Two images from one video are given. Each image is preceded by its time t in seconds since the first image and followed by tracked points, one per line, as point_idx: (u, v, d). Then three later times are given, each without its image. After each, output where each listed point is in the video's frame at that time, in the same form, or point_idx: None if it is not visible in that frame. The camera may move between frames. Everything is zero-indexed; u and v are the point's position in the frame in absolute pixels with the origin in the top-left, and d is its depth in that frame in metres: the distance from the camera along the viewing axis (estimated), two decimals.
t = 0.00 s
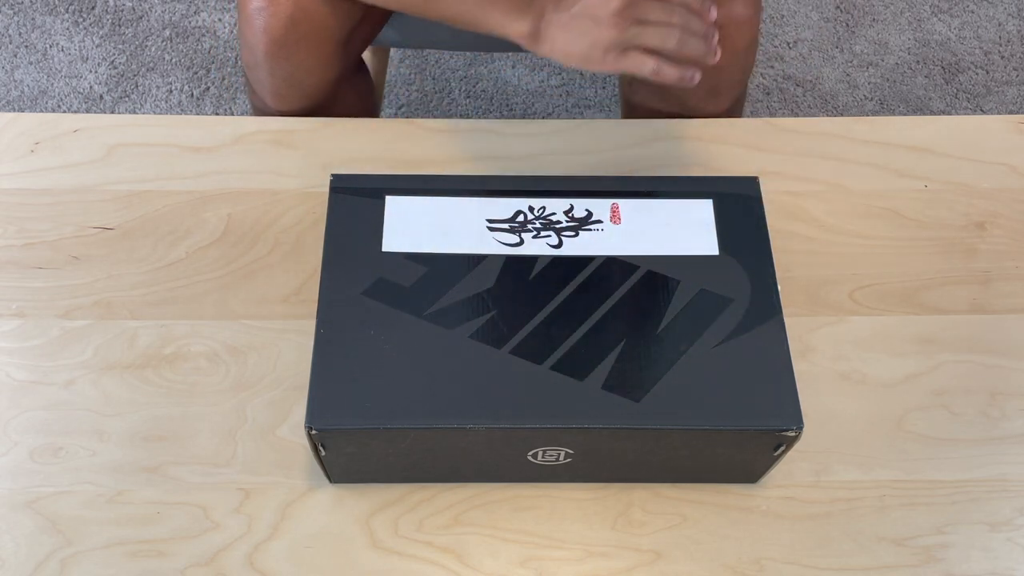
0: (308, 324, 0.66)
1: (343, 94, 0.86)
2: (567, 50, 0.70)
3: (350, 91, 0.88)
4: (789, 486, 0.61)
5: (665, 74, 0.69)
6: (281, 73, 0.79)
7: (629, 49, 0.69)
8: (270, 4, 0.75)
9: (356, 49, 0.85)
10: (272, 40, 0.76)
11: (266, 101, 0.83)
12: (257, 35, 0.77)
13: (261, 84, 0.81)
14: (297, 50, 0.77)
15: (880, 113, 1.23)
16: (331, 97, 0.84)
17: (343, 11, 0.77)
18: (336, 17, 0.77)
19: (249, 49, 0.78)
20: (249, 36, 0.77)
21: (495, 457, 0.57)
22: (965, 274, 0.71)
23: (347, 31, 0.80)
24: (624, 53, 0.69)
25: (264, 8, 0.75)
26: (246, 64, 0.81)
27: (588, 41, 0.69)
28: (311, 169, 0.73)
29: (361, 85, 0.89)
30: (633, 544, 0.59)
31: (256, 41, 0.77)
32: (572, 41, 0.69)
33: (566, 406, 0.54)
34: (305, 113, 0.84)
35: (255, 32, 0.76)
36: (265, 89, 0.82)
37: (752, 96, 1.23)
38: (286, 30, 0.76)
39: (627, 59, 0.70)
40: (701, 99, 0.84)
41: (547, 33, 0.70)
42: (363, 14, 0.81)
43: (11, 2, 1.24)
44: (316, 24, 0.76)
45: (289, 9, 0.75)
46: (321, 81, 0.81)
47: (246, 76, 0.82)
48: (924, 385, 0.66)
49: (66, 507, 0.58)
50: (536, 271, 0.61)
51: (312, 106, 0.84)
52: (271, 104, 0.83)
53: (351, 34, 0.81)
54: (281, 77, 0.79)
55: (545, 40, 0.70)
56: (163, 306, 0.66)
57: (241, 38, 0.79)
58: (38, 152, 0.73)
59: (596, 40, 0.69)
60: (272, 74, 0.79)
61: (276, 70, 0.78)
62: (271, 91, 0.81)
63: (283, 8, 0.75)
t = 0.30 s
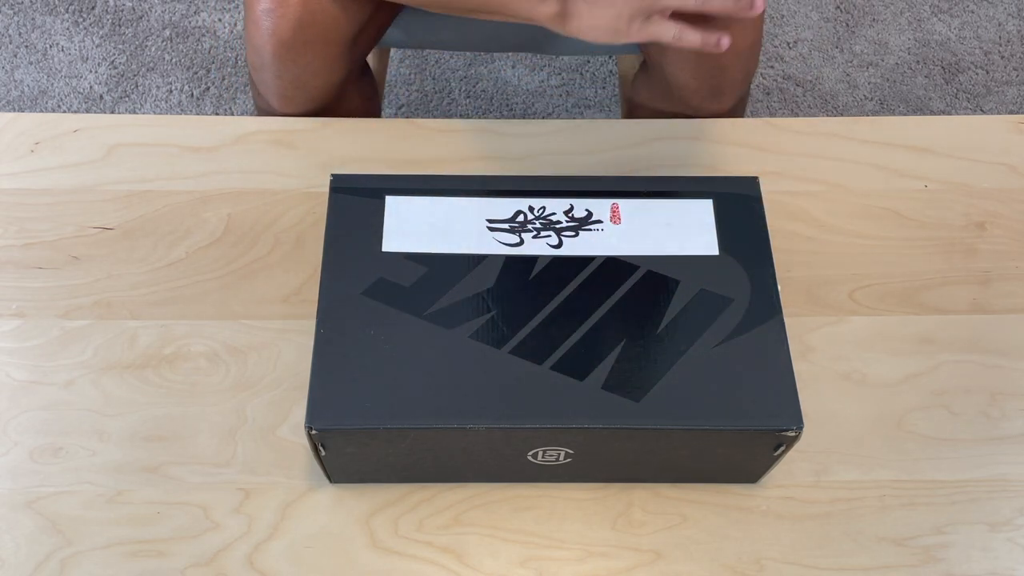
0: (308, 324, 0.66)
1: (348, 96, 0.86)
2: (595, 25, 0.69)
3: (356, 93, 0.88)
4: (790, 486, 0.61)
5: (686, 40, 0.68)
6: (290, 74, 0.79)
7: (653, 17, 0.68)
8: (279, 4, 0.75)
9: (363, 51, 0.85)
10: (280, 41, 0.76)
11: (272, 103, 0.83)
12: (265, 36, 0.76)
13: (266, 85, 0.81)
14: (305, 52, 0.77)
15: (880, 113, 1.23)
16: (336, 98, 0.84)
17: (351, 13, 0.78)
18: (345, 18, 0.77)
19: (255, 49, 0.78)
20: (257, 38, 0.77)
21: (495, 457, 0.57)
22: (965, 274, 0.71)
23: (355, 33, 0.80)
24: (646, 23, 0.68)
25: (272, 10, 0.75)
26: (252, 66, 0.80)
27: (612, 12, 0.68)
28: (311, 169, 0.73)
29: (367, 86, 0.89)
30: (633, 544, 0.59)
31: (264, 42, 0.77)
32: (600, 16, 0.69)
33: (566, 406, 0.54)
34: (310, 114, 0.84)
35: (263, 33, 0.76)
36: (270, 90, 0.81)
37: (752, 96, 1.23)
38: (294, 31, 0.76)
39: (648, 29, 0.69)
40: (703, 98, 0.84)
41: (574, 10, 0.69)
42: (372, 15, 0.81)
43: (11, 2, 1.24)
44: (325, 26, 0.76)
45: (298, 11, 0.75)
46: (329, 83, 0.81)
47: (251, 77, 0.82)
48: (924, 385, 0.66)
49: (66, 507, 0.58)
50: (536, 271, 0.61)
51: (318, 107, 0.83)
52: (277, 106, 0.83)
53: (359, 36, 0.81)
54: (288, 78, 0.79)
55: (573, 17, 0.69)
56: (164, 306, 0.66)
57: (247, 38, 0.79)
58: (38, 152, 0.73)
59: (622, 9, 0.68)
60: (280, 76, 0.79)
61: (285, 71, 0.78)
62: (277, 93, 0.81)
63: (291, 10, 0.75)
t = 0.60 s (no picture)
0: (309, 324, 0.66)
1: (359, 99, 0.86)
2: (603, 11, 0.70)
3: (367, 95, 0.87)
4: (789, 486, 0.61)
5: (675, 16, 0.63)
6: (301, 76, 0.79)
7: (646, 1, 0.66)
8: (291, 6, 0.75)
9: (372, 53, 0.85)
10: (292, 43, 0.76)
11: (281, 104, 0.83)
12: (277, 38, 0.77)
13: (276, 87, 0.81)
14: (317, 53, 0.77)
15: (880, 113, 1.23)
16: (347, 101, 0.84)
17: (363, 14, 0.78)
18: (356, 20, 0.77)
19: (267, 51, 0.78)
20: (269, 40, 0.77)
21: (495, 457, 0.57)
22: (965, 274, 0.71)
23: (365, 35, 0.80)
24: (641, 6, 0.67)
25: (284, 12, 0.75)
26: (262, 68, 0.80)
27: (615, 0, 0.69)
28: (311, 169, 0.73)
29: (377, 89, 0.89)
30: (633, 544, 0.59)
31: (276, 44, 0.77)
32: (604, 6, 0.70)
33: (566, 406, 0.54)
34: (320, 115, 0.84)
35: (274, 35, 0.77)
36: (281, 92, 0.81)
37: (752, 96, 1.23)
38: (307, 34, 0.76)
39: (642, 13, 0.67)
40: (705, 98, 0.84)
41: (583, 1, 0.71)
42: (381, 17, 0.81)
43: (11, 2, 1.24)
44: (336, 28, 0.77)
45: (310, 13, 0.75)
46: (339, 84, 0.81)
47: (261, 78, 0.82)
48: (923, 385, 0.66)
49: (66, 507, 0.58)
50: (536, 272, 0.61)
51: (328, 109, 0.83)
52: (287, 107, 0.83)
53: (369, 38, 0.82)
54: (300, 80, 0.79)
55: (583, 7, 0.71)
56: (164, 306, 0.66)
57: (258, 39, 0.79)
58: (38, 152, 0.73)
59: None
60: (291, 78, 0.79)
61: (296, 73, 0.78)
62: (287, 94, 0.81)
63: (304, 13, 0.75)
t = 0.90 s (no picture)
0: (308, 324, 0.66)
1: (355, 95, 0.86)
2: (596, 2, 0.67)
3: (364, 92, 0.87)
4: (789, 486, 0.61)
5: (677, 9, 0.61)
6: (298, 74, 0.79)
7: None
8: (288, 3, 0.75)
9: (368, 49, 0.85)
10: (289, 41, 0.76)
11: (277, 101, 0.83)
12: (273, 36, 0.76)
13: (273, 84, 0.81)
14: (314, 51, 0.77)
15: (880, 113, 1.23)
16: (343, 97, 0.84)
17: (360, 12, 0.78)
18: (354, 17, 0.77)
19: (265, 49, 0.78)
20: (266, 38, 0.77)
21: (495, 457, 0.57)
22: (965, 274, 0.71)
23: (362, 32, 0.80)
24: None
25: (280, 10, 0.75)
26: (259, 65, 0.80)
27: None
28: (311, 169, 0.73)
29: (373, 85, 0.89)
30: (633, 544, 0.59)
31: (272, 41, 0.77)
32: None
33: (567, 406, 0.54)
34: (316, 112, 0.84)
35: (271, 33, 0.76)
36: (276, 89, 0.81)
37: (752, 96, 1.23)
38: (304, 31, 0.76)
39: None
40: (706, 98, 0.84)
41: None
42: (378, 14, 0.81)
43: (11, 2, 1.24)
44: (333, 26, 0.76)
45: (307, 11, 0.75)
46: (336, 81, 0.81)
47: (257, 75, 0.82)
48: (923, 385, 0.66)
49: (66, 507, 0.58)
50: (536, 272, 0.61)
51: (324, 106, 0.83)
52: (283, 104, 0.83)
53: (366, 34, 0.82)
54: (297, 78, 0.79)
55: None
56: (164, 306, 0.66)
57: (255, 37, 0.79)
58: (38, 152, 0.73)
59: None
60: (288, 75, 0.79)
61: (293, 70, 0.78)
62: (284, 91, 0.81)
63: (300, 9, 0.75)
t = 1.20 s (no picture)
0: (308, 324, 0.66)
1: (358, 99, 0.86)
2: (583, 44, 0.72)
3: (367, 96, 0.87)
4: (790, 486, 0.61)
5: (693, 87, 0.68)
6: (296, 75, 0.79)
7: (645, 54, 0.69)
8: (286, 5, 0.75)
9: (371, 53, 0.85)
10: (287, 42, 0.77)
11: (277, 103, 0.83)
12: (272, 37, 0.77)
13: (272, 85, 0.81)
14: (312, 53, 0.77)
15: (880, 113, 1.23)
16: (345, 101, 0.84)
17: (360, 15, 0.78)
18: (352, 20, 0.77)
19: (264, 50, 0.78)
20: (265, 39, 0.78)
21: (495, 457, 0.57)
22: (965, 274, 0.71)
23: (363, 35, 0.80)
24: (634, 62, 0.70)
25: (279, 11, 0.76)
26: (259, 66, 0.81)
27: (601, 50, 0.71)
28: (311, 169, 0.73)
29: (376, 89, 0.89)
30: (633, 544, 0.59)
31: (271, 42, 0.77)
32: (587, 36, 0.72)
33: (566, 406, 0.54)
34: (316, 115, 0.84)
35: (270, 34, 0.77)
36: (276, 91, 0.81)
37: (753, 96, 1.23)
38: (301, 32, 0.76)
39: (640, 67, 0.70)
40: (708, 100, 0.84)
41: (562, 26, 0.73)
42: (380, 18, 0.81)
43: (11, 2, 1.24)
44: (331, 27, 0.77)
45: (305, 12, 0.75)
46: (335, 84, 0.81)
47: (258, 77, 0.82)
48: (924, 385, 0.66)
49: (67, 507, 0.58)
50: (536, 272, 0.61)
51: (324, 109, 0.83)
52: (283, 106, 0.83)
53: (367, 37, 0.81)
54: (295, 79, 0.79)
55: (563, 33, 0.73)
56: (163, 306, 0.66)
57: (256, 39, 0.79)
58: (38, 152, 0.73)
59: (608, 47, 0.71)
60: (286, 76, 0.79)
61: (291, 73, 0.79)
62: (283, 92, 0.81)
63: (299, 11, 0.75)
